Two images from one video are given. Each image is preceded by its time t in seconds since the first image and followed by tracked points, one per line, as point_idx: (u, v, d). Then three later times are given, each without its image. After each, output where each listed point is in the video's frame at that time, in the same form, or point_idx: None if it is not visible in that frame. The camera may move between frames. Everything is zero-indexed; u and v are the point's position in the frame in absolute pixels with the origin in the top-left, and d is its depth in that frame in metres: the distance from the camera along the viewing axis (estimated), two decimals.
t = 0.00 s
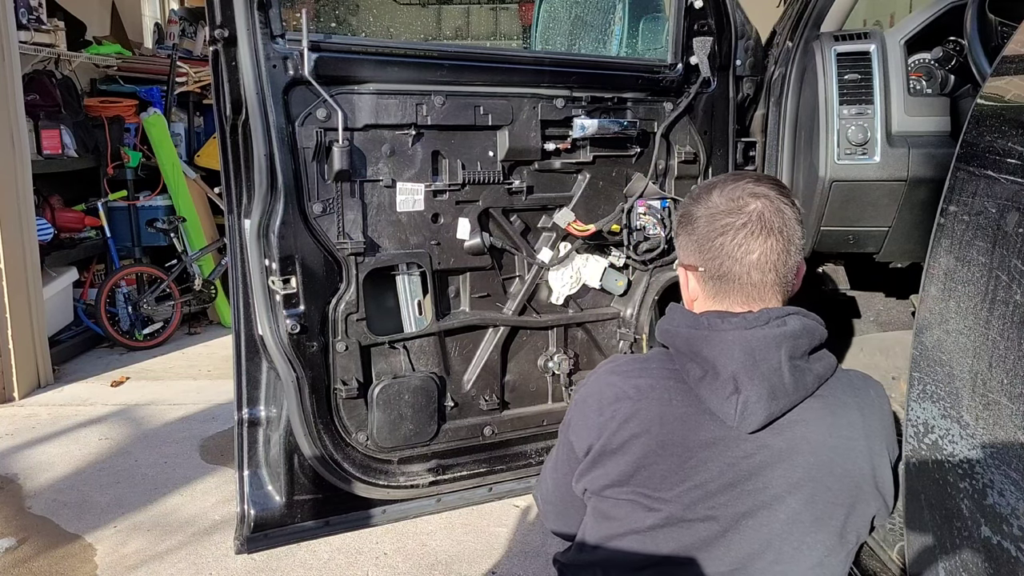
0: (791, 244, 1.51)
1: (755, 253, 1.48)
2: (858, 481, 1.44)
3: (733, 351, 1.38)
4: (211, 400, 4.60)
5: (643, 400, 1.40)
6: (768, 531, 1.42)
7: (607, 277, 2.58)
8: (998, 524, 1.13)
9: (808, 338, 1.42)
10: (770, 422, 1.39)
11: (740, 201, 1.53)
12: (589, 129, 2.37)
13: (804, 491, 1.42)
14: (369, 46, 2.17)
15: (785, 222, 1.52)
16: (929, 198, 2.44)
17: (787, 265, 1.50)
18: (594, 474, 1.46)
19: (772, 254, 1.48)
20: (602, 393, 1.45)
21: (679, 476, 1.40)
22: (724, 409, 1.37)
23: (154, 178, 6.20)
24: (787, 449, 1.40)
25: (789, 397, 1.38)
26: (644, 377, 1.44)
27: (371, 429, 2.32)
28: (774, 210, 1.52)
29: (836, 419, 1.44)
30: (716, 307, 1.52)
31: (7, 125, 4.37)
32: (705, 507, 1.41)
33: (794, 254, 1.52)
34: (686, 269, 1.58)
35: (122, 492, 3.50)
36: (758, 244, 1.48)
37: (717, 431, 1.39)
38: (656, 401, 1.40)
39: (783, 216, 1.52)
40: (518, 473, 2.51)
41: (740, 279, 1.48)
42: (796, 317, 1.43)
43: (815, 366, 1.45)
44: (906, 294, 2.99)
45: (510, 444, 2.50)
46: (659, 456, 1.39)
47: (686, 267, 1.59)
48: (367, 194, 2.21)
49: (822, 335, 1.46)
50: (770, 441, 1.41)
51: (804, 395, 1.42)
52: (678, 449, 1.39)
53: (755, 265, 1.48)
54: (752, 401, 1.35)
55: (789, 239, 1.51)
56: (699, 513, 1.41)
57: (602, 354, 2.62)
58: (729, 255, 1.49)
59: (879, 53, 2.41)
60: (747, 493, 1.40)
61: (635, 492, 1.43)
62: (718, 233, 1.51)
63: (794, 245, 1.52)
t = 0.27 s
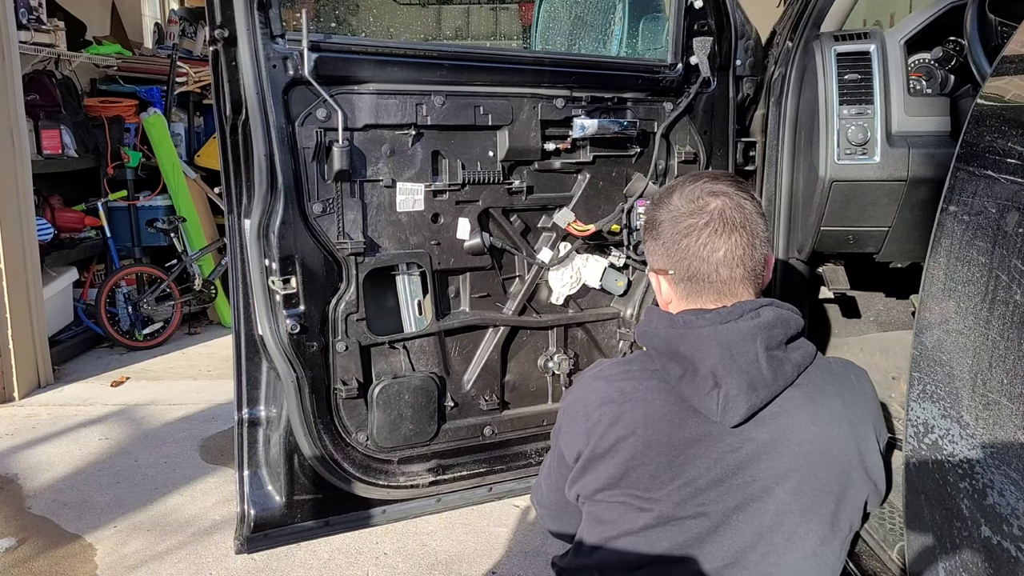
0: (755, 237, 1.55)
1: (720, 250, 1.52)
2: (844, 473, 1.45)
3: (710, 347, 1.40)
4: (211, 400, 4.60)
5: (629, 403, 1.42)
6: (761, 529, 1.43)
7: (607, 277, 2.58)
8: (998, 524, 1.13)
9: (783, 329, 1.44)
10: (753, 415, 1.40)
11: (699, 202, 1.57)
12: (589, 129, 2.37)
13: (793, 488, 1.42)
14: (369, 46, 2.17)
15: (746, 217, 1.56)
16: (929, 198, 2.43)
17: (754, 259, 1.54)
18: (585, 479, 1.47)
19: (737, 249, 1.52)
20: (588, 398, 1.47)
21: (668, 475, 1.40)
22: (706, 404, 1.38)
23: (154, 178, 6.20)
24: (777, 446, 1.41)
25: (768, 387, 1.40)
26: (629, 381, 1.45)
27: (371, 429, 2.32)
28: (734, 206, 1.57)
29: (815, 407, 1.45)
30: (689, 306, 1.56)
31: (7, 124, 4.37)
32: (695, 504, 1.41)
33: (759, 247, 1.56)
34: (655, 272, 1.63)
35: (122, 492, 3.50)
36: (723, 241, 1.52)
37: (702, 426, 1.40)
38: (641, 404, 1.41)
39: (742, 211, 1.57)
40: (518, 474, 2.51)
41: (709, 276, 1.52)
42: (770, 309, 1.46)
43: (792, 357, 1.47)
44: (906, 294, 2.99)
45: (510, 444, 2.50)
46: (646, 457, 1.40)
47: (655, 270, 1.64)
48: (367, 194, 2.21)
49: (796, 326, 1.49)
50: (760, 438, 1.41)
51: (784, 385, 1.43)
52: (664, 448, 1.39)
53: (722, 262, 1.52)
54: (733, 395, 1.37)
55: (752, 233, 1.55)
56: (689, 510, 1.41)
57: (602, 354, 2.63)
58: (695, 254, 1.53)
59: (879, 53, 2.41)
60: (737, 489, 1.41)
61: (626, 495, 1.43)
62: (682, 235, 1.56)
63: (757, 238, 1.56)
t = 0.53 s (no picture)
0: (730, 233, 1.55)
1: (694, 244, 1.51)
2: (829, 465, 1.46)
3: (685, 341, 1.40)
4: (211, 400, 4.60)
5: (607, 402, 1.42)
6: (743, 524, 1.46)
7: (607, 277, 2.58)
8: (998, 524, 1.13)
9: (757, 321, 1.45)
10: (729, 408, 1.41)
11: (675, 199, 1.57)
12: (589, 129, 2.37)
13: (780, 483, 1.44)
14: (369, 46, 2.17)
15: (723, 213, 1.56)
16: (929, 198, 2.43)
17: (730, 254, 1.54)
18: (568, 476, 1.48)
19: (712, 244, 1.52)
20: (569, 397, 1.48)
21: (649, 471, 1.42)
22: (683, 398, 1.39)
23: (154, 178, 6.20)
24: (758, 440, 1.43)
25: (744, 380, 1.40)
26: (608, 380, 1.45)
27: (371, 429, 2.32)
28: (710, 202, 1.57)
29: (794, 398, 1.46)
30: (666, 302, 1.55)
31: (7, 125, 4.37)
32: (675, 498, 1.44)
33: (736, 243, 1.55)
34: (635, 269, 1.62)
35: (122, 492, 3.50)
36: (697, 236, 1.52)
37: (683, 421, 1.41)
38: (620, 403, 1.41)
39: (718, 207, 1.56)
40: (518, 473, 2.50)
41: (684, 271, 1.52)
42: (745, 303, 1.46)
43: (768, 349, 1.47)
44: (907, 294, 2.99)
45: (510, 444, 2.50)
46: (626, 455, 1.41)
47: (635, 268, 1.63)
48: (367, 194, 2.21)
49: (771, 317, 1.49)
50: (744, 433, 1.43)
51: (761, 378, 1.44)
52: (642, 445, 1.40)
53: (696, 256, 1.51)
54: (709, 389, 1.37)
55: (728, 229, 1.55)
56: (669, 505, 1.44)
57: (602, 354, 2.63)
58: (670, 249, 1.53)
59: (879, 53, 2.41)
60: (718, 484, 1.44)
61: (608, 491, 1.46)
62: (657, 230, 1.55)
63: (734, 234, 1.56)
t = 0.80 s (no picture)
0: (720, 229, 1.56)
1: (682, 241, 1.52)
2: (817, 460, 1.47)
3: (672, 333, 1.41)
4: (211, 400, 4.60)
5: (596, 398, 1.44)
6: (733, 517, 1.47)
7: (607, 277, 2.58)
8: (998, 524, 1.13)
9: (743, 316, 1.46)
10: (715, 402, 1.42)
11: (665, 197, 1.59)
12: (589, 129, 2.37)
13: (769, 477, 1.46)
14: (369, 46, 2.17)
15: (711, 209, 1.57)
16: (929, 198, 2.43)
17: (719, 250, 1.54)
18: (558, 473, 1.51)
19: (699, 240, 1.53)
20: (558, 394, 1.50)
21: (637, 466, 1.43)
22: (671, 391, 1.39)
23: (154, 178, 6.20)
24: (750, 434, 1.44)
25: (731, 374, 1.41)
26: (595, 377, 1.47)
27: (371, 429, 2.32)
28: (699, 200, 1.58)
29: (780, 394, 1.47)
30: (655, 298, 1.56)
31: (8, 124, 4.37)
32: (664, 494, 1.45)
33: (725, 239, 1.56)
34: (626, 267, 1.63)
35: (122, 492, 3.50)
36: (685, 233, 1.53)
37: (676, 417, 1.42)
38: (607, 399, 1.43)
39: (707, 204, 1.58)
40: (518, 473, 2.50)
41: (673, 267, 1.53)
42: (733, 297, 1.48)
43: (754, 344, 1.48)
44: (907, 294, 2.98)
45: (510, 444, 2.50)
46: (614, 451, 1.43)
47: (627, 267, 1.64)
48: (367, 194, 2.21)
49: (757, 311, 1.50)
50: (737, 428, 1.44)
51: (747, 372, 1.45)
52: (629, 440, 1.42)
53: (684, 253, 1.52)
54: (694, 382, 1.38)
55: (716, 226, 1.56)
56: (658, 500, 1.45)
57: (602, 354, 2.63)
58: (659, 246, 1.54)
59: (879, 53, 2.41)
60: (709, 478, 1.45)
61: (597, 488, 1.47)
62: (646, 229, 1.57)
63: (723, 230, 1.56)
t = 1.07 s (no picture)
0: (781, 234, 1.67)
1: (748, 237, 1.64)
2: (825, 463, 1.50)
3: (767, 321, 1.48)
4: (211, 400, 4.60)
5: (677, 372, 1.47)
6: (726, 513, 1.49)
7: (607, 277, 2.57)
8: (998, 524, 1.13)
9: (828, 322, 1.52)
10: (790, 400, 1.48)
11: (731, 202, 1.72)
12: (589, 129, 2.37)
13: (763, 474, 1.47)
14: (369, 45, 2.17)
15: (774, 218, 1.70)
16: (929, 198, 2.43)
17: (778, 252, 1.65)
18: (608, 443, 1.51)
19: (764, 239, 1.64)
20: (630, 364, 1.51)
21: (691, 449, 1.45)
22: (752, 377, 1.47)
23: (154, 178, 6.20)
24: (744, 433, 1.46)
25: (813, 374, 1.48)
26: (679, 354, 1.49)
27: (371, 429, 2.32)
28: (763, 209, 1.71)
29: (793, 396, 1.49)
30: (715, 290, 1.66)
31: (8, 124, 4.37)
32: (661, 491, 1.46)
33: (786, 245, 1.67)
34: (685, 265, 1.74)
35: (122, 492, 3.50)
36: (749, 231, 1.64)
37: (726, 407, 1.46)
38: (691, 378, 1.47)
39: (772, 213, 1.71)
40: (518, 473, 2.50)
41: (734, 262, 1.63)
42: (815, 299, 1.56)
43: (829, 352, 1.54)
44: (907, 294, 2.98)
45: (510, 444, 2.50)
46: (680, 429, 1.45)
47: (685, 264, 1.75)
48: (367, 194, 2.21)
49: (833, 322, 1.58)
50: (743, 429, 1.46)
51: (822, 376, 1.51)
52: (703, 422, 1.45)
53: (747, 248, 1.63)
54: (779, 373, 1.45)
55: (779, 232, 1.67)
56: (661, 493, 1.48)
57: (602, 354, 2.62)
58: (721, 240, 1.65)
59: (879, 53, 2.41)
60: (714, 479, 1.47)
61: (650, 466, 1.48)
62: (710, 225, 1.69)
63: (784, 238, 1.68)
